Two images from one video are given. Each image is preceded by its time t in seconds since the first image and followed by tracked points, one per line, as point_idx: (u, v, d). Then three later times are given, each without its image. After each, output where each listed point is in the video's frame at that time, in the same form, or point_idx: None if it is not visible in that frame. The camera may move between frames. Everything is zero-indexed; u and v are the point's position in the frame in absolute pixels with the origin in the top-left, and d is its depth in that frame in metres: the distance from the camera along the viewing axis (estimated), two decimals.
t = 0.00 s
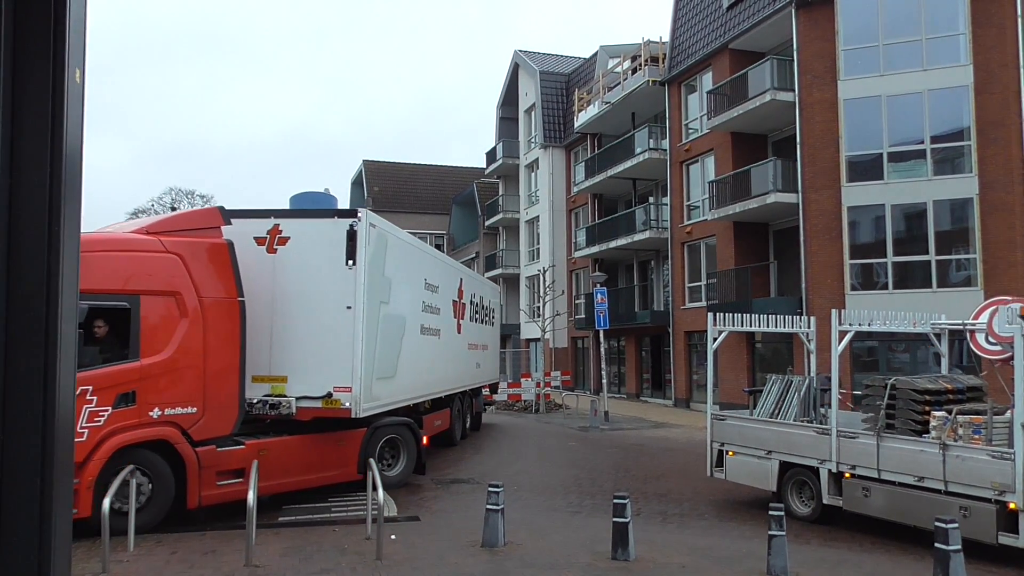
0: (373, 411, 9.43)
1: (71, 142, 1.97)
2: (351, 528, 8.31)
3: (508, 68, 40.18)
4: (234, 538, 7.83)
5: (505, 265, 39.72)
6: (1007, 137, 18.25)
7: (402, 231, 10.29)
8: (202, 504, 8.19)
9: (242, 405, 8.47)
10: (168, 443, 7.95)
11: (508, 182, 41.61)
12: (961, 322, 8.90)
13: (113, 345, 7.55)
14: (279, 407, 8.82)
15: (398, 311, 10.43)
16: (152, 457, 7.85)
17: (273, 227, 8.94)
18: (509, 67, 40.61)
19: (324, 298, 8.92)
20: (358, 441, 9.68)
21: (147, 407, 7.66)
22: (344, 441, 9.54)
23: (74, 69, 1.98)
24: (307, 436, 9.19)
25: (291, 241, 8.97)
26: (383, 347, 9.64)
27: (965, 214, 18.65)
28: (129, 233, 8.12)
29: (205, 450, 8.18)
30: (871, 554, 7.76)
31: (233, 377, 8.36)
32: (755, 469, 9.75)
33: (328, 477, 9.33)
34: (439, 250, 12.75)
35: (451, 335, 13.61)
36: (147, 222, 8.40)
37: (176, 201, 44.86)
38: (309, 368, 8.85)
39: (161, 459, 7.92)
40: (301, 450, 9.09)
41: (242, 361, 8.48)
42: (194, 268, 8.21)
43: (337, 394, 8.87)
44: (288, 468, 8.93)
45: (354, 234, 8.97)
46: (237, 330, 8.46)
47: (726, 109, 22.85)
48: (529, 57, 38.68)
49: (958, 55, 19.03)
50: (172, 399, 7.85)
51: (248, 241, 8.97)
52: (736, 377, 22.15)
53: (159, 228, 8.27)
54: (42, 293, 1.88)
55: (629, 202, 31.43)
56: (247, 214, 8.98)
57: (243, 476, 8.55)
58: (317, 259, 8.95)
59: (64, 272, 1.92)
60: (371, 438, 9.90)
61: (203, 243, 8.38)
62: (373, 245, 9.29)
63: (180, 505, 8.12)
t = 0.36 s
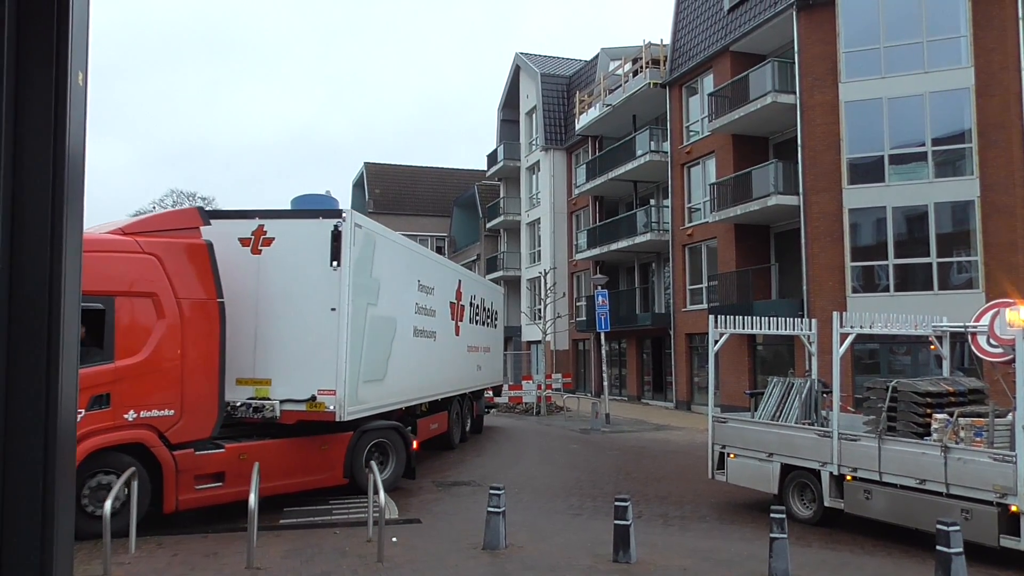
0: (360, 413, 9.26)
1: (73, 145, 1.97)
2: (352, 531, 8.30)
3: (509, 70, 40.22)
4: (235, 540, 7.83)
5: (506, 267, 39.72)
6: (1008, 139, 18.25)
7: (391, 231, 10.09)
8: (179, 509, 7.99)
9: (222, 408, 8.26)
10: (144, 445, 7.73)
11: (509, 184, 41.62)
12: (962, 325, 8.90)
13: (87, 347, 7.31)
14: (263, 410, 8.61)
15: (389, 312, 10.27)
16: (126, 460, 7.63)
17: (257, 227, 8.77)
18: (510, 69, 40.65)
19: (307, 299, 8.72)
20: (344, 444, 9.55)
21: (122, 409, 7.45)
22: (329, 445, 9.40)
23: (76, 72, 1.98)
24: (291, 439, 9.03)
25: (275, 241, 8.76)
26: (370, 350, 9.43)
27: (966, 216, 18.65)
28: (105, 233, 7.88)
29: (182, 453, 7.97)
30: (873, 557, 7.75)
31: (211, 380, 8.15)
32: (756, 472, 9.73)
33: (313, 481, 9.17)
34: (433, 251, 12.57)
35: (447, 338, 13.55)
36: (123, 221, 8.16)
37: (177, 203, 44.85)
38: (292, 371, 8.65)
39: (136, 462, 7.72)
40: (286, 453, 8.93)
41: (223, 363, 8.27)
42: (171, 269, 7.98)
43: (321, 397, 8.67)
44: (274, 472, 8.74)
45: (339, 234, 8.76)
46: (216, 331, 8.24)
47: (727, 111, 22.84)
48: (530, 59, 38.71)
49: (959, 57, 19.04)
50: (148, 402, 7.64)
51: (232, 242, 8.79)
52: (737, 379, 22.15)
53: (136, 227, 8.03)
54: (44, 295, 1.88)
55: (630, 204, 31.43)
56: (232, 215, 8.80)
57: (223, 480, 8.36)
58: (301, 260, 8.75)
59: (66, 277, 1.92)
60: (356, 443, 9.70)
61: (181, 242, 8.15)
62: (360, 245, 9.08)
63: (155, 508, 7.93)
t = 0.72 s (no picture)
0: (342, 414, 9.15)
1: (71, 144, 1.97)
2: (350, 532, 8.29)
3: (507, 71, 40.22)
4: (234, 541, 7.83)
5: (505, 268, 39.75)
6: (1006, 140, 18.29)
7: (376, 229, 9.98)
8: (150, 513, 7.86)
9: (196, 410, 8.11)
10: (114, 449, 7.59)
11: (507, 185, 41.66)
12: (961, 325, 8.91)
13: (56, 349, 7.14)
14: (240, 412, 8.54)
15: (375, 313, 10.19)
16: (95, 463, 7.49)
17: (236, 226, 8.68)
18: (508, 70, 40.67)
19: (285, 299, 8.62)
20: (325, 447, 9.38)
21: (92, 412, 7.30)
22: (309, 448, 9.24)
23: (75, 73, 1.99)
24: (268, 443, 8.88)
25: (254, 240, 8.67)
26: (352, 351, 9.33)
27: (964, 217, 18.68)
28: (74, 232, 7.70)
29: (154, 457, 7.83)
30: (872, 557, 7.77)
31: (185, 380, 8.00)
32: (755, 472, 9.74)
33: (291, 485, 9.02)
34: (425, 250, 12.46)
35: (441, 338, 13.50)
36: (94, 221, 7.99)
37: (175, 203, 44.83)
38: (271, 373, 8.57)
39: (106, 466, 7.57)
40: (263, 457, 8.78)
41: (197, 364, 8.12)
42: (144, 269, 7.81)
43: (299, 399, 8.56)
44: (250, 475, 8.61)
45: (317, 233, 8.63)
46: (190, 332, 8.08)
47: (725, 112, 22.86)
48: (529, 60, 38.75)
49: (957, 58, 19.07)
50: (119, 404, 7.48)
51: (211, 241, 8.71)
52: (736, 380, 22.17)
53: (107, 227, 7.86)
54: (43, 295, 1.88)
55: (628, 205, 31.45)
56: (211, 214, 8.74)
57: (197, 483, 8.23)
58: (281, 259, 8.66)
59: (65, 277, 1.92)
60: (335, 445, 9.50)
61: (153, 243, 7.99)
62: (340, 245, 8.96)
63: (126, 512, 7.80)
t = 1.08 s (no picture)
0: (319, 415, 9.12)
1: (67, 144, 1.97)
2: (345, 533, 8.28)
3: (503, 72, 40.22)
4: (229, 542, 7.82)
5: (500, 268, 39.73)
6: (1000, 141, 18.38)
7: (354, 227, 9.92)
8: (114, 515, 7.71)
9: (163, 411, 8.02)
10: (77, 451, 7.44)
11: (503, 185, 41.66)
12: (954, 326, 8.93)
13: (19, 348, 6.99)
14: (211, 413, 8.47)
15: (356, 312, 10.14)
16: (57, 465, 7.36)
17: (208, 225, 8.65)
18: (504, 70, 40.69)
19: (258, 298, 8.59)
20: (299, 450, 9.23)
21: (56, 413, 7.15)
22: (282, 451, 9.08)
23: (69, 72, 1.97)
24: (240, 445, 8.74)
25: (226, 238, 8.65)
26: (329, 351, 9.29)
27: (958, 218, 18.75)
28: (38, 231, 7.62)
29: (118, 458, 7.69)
30: (865, 557, 7.79)
31: (152, 381, 7.90)
32: (749, 473, 9.75)
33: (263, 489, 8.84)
34: (413, 248, 12.43)
35: (431, 338, 13.46)
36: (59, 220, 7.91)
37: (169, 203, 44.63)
38: (244, 373, 8.54)
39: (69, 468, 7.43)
40: (234, 458, 8.64)
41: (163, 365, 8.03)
42: (110, 267, 7.72)
43: (271, 400, 8.53)
44: (219, 477, 8.45)
45: (290, 231, 8.58)
46: (156, 332, 7.99)
47: (720, 113, 22.88)
48: (524, 60, 38.77)
49: (951, 60, 19.14)
50: (84, 405, 7.35)
51: (183, 240, 8.68)
52: (730, 380, 22.20)
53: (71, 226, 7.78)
54: (38, 294, 1.88)
55: (623, 205, 31.48)
56: (183, 211, 8.69)
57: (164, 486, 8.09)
58: (253, 258, 8.62)
59: (60, 275, 1.92)
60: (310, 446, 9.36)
61: (119, 241, 7.92)
62: (315, 242, 8.91)
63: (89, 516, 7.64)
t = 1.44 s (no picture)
0: (298, 416, 9.00)
1: (66, 145, 1.96)
2: (345, 532, 8.28)
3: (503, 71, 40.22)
4: (228, 541, 7.82)
5: (500, 268, 39.72)
6: (1000, 141, 18.39)
7: (335, 224, 9.82)
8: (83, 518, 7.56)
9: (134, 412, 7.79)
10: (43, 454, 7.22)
11: (503, 184, 41.65)
12: (954, 326, 8.92)
13: None
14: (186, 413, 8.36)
15: (339, 311, 10.05)
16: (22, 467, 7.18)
17: (183, 222, 8.49)
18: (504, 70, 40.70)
19: (233, 297, 8.46)
20: (279, 451, 9.11)
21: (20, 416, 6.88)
22: (261, 452, 8.94)
23: (69, 71, 1.97)
24: (216, 446, 8.60)
25: (202, 235, 8.51)
26: (308, 350, 9.17)
27: (958, 217, 18.75)
28: None
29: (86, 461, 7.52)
30: (865, 556, 7.79)
31: (121, 381, 7.64)
32: (749, 472, 9.75)
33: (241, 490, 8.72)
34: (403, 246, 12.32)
35: (424, 337, 13.41)
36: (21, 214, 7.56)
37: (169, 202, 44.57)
38: (219, 373, 8.40)
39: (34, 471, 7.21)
40: (209, 459, 8.51)
41: (134, 365, 7.77)
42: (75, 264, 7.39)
43: (247, 400, 8.40)
44: (194, 478, 8.32)
45: (265, 228, 8.46)
46: (126, 331, 7.72)
47: (720, 112, 22.86)
48: (524, 59, 38.76)
49: (951, 60, 19.14)
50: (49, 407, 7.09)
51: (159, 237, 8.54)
52: (730, 380, 22.20)
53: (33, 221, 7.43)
54: (37, 297, 1.87)
55: (623, 205, 31.48)
56: (159, 207, 8.53)
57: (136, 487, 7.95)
58: (228, 255, 8.49)
59: (59, 276, 1.92)
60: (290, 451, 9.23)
61: (83, 238, 7.59)
62: (291, 240, 8.78)
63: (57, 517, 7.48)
